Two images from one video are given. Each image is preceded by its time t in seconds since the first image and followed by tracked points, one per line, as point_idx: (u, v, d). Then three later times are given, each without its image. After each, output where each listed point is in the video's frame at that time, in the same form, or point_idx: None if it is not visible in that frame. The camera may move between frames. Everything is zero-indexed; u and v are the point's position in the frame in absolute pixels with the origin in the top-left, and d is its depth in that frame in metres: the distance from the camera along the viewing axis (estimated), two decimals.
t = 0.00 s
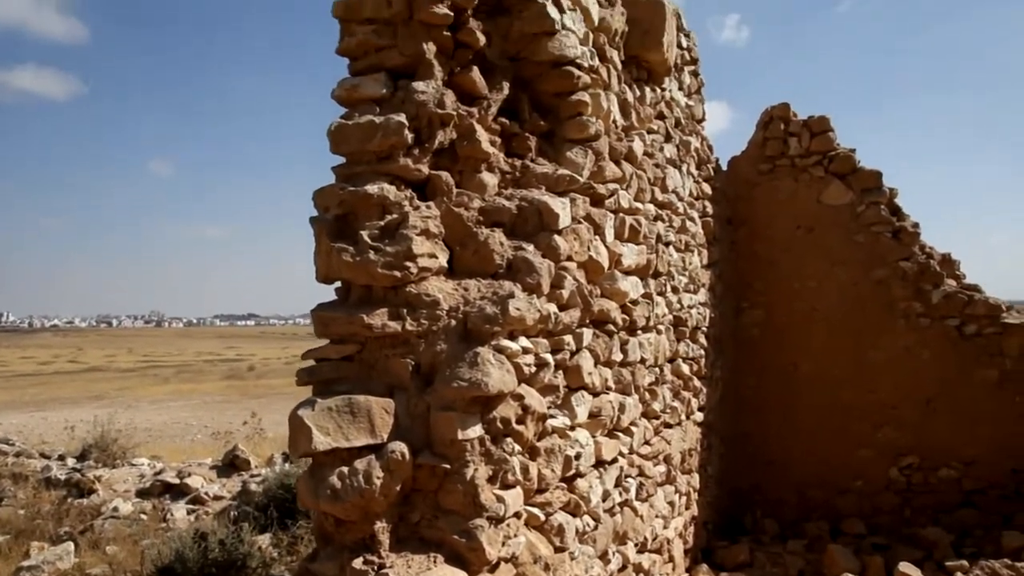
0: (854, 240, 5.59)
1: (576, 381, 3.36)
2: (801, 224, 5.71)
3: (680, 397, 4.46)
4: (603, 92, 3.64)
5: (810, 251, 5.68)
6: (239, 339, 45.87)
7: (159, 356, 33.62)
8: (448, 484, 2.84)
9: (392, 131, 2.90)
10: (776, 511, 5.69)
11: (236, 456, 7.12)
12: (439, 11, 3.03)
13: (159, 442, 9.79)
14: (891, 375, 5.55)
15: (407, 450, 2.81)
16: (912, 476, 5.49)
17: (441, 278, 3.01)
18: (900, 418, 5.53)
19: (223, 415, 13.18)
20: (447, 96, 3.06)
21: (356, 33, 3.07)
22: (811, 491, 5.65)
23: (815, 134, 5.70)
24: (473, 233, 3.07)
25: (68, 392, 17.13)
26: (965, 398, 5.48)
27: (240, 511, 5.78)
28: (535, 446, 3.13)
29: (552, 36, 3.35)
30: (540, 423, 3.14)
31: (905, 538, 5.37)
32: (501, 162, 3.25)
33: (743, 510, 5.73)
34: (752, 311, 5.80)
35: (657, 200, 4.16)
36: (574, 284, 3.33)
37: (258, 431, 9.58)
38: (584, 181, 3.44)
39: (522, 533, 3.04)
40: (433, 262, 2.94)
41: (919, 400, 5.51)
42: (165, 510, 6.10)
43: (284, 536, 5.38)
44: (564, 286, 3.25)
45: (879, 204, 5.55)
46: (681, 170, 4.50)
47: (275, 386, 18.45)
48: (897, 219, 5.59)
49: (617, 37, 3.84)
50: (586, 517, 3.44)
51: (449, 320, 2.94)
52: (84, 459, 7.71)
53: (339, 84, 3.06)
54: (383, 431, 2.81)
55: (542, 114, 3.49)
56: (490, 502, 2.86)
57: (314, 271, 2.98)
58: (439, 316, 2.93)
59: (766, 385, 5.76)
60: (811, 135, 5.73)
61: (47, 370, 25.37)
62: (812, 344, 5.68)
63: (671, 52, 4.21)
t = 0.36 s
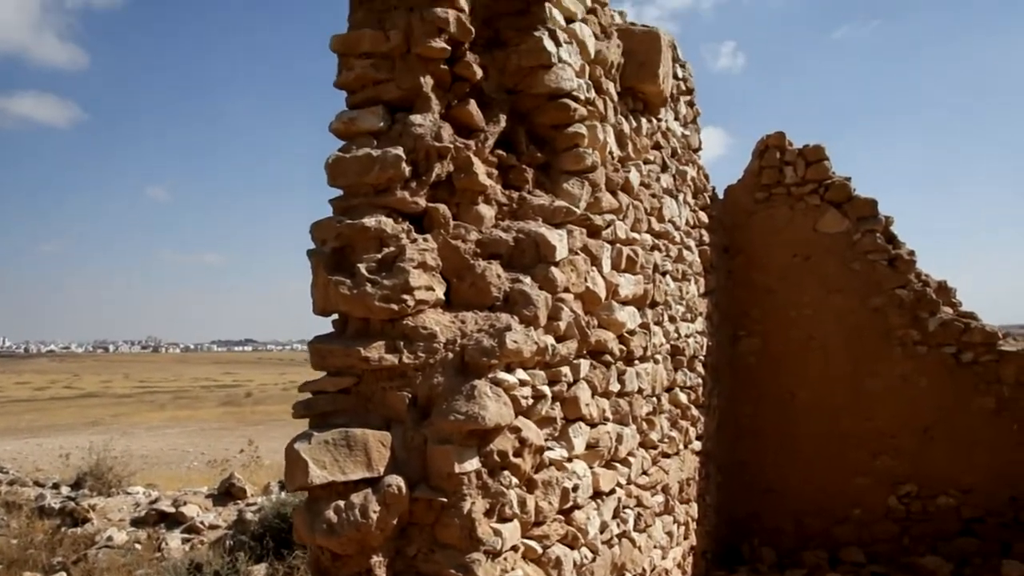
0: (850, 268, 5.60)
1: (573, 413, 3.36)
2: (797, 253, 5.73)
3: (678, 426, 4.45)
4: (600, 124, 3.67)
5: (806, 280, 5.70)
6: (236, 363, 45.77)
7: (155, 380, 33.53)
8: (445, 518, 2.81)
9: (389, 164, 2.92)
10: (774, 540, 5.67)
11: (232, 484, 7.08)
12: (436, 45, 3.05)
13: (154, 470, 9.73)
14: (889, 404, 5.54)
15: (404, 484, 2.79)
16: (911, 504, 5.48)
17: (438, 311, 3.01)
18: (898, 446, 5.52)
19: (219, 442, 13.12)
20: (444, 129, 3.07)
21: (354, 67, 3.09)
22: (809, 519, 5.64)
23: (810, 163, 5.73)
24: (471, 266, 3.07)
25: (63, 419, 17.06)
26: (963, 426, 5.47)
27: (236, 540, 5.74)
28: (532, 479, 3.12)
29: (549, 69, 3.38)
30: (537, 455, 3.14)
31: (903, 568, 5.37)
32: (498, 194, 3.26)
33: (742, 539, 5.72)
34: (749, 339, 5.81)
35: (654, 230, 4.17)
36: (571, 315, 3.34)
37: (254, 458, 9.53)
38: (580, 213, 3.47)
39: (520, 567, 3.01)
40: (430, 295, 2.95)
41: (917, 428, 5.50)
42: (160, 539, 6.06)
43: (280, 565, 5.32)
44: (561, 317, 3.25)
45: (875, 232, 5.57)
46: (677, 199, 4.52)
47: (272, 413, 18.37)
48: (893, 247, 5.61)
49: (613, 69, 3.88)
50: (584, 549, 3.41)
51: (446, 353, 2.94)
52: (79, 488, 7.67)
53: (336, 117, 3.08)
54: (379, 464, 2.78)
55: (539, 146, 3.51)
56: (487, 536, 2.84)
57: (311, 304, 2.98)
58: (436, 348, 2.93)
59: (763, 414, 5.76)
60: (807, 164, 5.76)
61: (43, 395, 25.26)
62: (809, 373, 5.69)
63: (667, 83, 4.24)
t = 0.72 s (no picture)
0: (848, 295, 5.61)
1: (571, 443, 3.35)
2: (795, 280, 5.74)
3: (676, 454, 4.44)
4: (597, 154, 3.69)
5: (804, 307, 5.71)
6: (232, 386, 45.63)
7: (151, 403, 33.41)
8: (442, 549, 2.77)
9: (387, 195, 2.93)
10: (774, 568, 5.66)
11: (228, 510, 7.04)
12: (434, 76, 3.07)
13: (149, 495, 9.68)
14: (888, 431, 5.54)
15: (401, 515, 2.75)
16: (911, 532, 5.46)
17: (436, 341, 3.01)
18: (897, 474, 5.51)
19: (214, 467, 13.06)
20: (442, 159, 3.08)
21: (352, 98, 3.10)
22: (809, 547, 5.63)
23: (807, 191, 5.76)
24: (468, 296, 3.08)
25: (58, 443, 16.97)
26: (962, 453, 5.45)
27: (232, 568, 5.70)
28: (529, 509, 3.10)
29: (546, 99, 3.40)
30: (535, 486, 3.12)
31: None
32: (495, 224, 3.27)
33: (742, 566, 5.70)
34: (747, 366, 5.81)
35: (651, 258, 4.18)
36: (569, 345, 3.34)
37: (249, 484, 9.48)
38: (578, 243, 3.48)
39: None
40: (428, 325, 2.95)
41: (916, 456, 5.49)
42: (154, 567, 6.01)
43: None
44: (559, 347, 3.25)
45: (872, 259, 5.58)
46: (674, 227, 4.53)
47: (268, 438, 18.29)
48: (890, 275, 5.62)
49: (611, 99, 3.92)
50: None
51: (443, 383, 2.92)
52: (73, 514, 7.63)
53: (334, 147, 3.09)
54: (376, 495, 2.75)
55: (537, 176, 3.52)
56: (485, 568, 2.80)
57: (308, 334, 2.97)
58: (434, 379, 2.91)
59: (762, 441, 5.76)
60: (803, 192, 5.78)
61: (38, 419, 25.12)
62: (807, 400, 5.69)
63: (663, 113, 4.28)
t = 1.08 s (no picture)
0: (845, 320, 5.62)
1: (568, 472, 3.33)
2: (792, 305, 5.75)
3: (673, 481, 4.42)
4: (594, 181, 3.70)
5: (801, 333, 5.72)
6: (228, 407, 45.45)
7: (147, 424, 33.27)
8: None
9: (384, 224, 2.93)
10: None
11: (223, 535, 7.00)
12: (432, 105, 3.08)
13: (143, 520, 9.61)
14: (886, 458, 5.52)
15: (397, 546, 2.71)
16: (911, 559, 5.43)
17: (433, 370, 2.99)
18: (896, 500, 5.49)
19: (209, 491, 12.98)
20: (440, 188, 3.08)
21: (351, 127, 3.12)
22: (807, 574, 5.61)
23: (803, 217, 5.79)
24: (465, 324, 3.07)
25: (53, 466, 16.87)
26: (962, 480, 5.44)
27: None
28: (526, 540, 3.07)
29: (543, 128, 3.42)
30: (532, 516, 3.10)
31: None
32: (493, 253, 3.28)
33: None
34: (744, 392, 5.80)
35: (649, 285, 4.18)
36: (566, 373, 3.33)
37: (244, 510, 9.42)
38: (575, 271, 3.49)
39: None
40: (425, 353, 2.94)
41: (915, 482, 5.48)
42: None
43: None
44: (556, 375, 3.25)
45: (869, 284, 5.60)
46: (672, 254, 4.54)
47: (263, 461, 18.20)
48: (887, 300, 5.64)
49: (608, 126, 3.94)
50: None
51: (440, 413, 2.91)
52: (66, 538, 7.57)
53: (332, 176, 3.10)
54: (373, 526, 2.71)
55: (534, 204, 3.53)
56: None
57: (306, 363, 2.96)
58: (430, 409, 2.89)
59: (760, 467, 5.74)
60: (800, 218, 5.82)
61: (33, 441, 24.98)
62: (806, 426, 5.68)
63: (660, 140, 4.30)
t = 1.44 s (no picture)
0: (839, 345, 5.66)
1: (563, 499, 3.32)
2: (787, 330, 5.80)
3: (668, 507, 4.41)
4: (589, 208, 3.73)
5: (795, 359, 5.76)
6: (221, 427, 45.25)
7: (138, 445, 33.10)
8: None
9: (380, 250, 2.94)
10: None
11: (214, 559, 6.94)
12: (428, 133, 3.09)
13: (133, 543, 9.53)
14: (881, 483, 5.52)
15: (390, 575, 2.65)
16: None
17: (427, 398, 2.99)
18: (892, 526, 5.48)
19: (201, 513, 12.89)
20: (436, 215, 3.10)
21: (346, 154, 3.13)
22: None
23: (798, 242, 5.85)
24: (461, 351, 3.08)
25: (43, 487, 16.75)
26: (958, 506, 5.43)
27: None
28: (520, 567, 3.04)
29: (538, 155, 3.44)
30: (526, 543, 3.08)
31: None
32: (488, 280, 3.29)
33: None
34: (739, 417, 5.83)
35: (643, 310, 4.20)
36: (561, 400, 3.33)
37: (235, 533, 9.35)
38: (570, 297, 3.51)
39: None
40: (419, 381, 2.94)
41: (911, 508, 5.47)
42: None
43: None
44: (551, 403, 3.25)
45: (863, 309, 5.64)
46: (666, 279, 4.56)
47: (255, 483, 18.10)
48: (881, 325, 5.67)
49: (603, 153, 3.97)
50: None
51: (435, 440, 2.90)
52: (55, 562, 7.51)
53: (328, 203, 3.10)
54: (366, 554, 2.66)
55: (529, 231, 3.55)
56: None
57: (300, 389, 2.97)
58: (425, 436, 2.88)
59: (755, 492, 5.74)
60: (794, 243, 5.88)
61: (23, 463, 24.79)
62: (801, 451, 5.69)
63: (655, 167, 4.33)
